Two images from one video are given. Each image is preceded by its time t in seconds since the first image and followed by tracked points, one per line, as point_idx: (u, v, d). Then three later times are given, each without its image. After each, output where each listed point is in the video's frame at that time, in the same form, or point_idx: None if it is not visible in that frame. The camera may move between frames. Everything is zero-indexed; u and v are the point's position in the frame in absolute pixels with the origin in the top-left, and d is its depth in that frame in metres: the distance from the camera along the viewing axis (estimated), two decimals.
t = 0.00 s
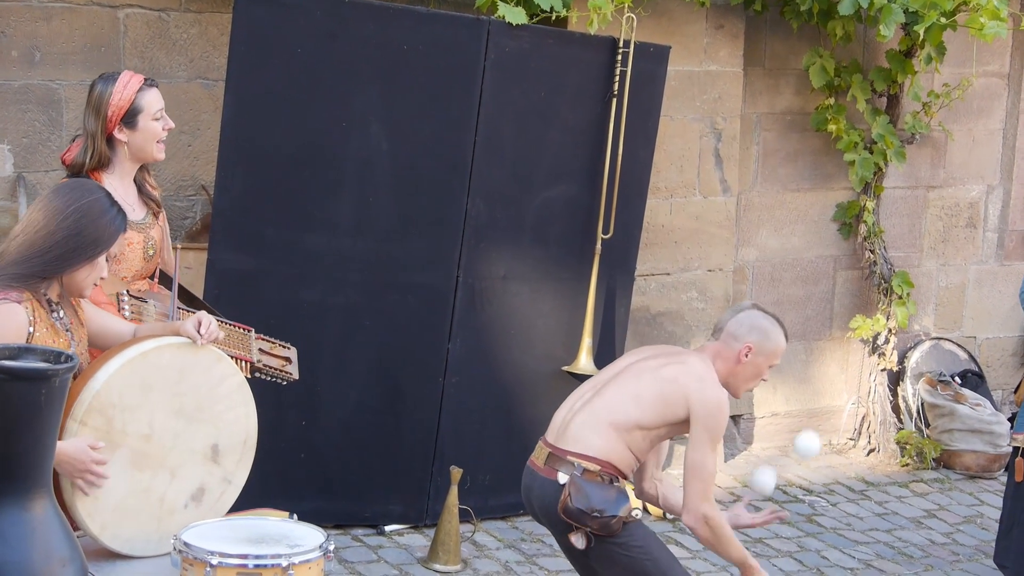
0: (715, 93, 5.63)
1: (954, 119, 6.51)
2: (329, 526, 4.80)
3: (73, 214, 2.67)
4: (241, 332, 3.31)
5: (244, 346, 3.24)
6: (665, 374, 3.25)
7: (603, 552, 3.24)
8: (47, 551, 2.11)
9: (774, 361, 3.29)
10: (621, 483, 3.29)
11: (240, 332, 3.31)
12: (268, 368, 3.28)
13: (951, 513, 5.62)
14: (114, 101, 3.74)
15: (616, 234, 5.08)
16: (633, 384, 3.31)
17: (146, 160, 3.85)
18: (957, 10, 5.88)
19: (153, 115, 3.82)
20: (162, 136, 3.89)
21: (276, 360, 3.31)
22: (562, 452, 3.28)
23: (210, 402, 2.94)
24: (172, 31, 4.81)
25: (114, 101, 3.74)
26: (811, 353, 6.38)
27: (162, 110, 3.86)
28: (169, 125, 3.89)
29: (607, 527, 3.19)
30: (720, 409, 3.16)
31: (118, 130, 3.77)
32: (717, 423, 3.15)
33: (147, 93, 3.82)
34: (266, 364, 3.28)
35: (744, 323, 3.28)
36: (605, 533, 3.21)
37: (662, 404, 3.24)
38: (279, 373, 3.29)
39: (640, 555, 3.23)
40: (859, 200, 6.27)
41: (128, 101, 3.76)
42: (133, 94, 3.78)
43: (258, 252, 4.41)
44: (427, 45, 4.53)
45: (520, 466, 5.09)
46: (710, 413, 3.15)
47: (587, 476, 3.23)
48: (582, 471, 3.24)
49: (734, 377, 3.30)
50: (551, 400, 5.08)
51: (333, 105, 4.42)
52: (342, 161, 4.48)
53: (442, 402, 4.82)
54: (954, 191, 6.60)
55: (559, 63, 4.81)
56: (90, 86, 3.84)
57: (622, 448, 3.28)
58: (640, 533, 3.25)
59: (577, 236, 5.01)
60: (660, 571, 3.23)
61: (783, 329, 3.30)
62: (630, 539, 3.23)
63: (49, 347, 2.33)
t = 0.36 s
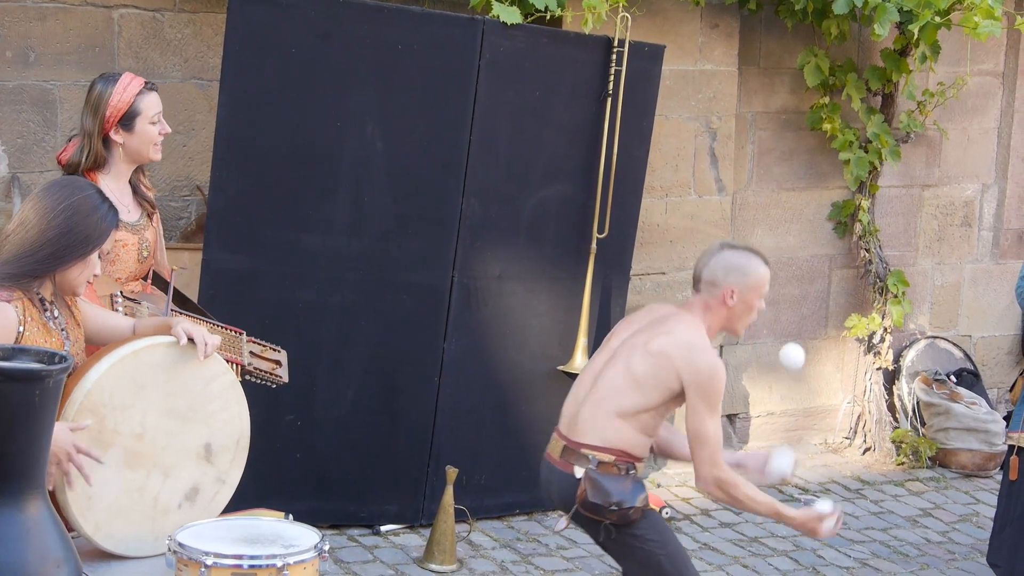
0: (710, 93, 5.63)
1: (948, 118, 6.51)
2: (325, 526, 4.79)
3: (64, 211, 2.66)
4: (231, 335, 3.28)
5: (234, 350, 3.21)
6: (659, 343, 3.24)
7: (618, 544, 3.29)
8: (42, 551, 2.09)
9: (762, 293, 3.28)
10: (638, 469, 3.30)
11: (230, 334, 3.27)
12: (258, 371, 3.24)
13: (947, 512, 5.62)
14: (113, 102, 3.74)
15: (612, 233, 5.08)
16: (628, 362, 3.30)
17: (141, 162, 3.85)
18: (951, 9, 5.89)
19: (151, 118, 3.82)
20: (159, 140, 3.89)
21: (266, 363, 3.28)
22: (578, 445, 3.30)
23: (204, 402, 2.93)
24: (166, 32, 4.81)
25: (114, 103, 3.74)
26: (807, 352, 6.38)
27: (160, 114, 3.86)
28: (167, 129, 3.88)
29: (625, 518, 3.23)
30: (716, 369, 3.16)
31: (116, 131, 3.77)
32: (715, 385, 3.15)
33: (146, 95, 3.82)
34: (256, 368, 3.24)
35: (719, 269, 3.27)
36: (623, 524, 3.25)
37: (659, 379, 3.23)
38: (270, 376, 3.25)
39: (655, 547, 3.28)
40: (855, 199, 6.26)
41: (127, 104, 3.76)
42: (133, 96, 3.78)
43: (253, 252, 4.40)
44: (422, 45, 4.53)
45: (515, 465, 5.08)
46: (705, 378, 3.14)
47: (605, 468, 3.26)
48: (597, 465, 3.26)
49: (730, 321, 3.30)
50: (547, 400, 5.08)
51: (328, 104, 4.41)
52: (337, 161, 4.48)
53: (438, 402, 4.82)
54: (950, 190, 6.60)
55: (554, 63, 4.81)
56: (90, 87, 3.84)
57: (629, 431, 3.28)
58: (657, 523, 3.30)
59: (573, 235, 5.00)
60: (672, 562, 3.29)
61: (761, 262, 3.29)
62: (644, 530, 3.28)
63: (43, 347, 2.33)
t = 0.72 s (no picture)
0: (711, 91, 5.63)
1: (950, 117, 6.51)
2: (325, 525, 4.80)
3: (61, 211, 2.66)
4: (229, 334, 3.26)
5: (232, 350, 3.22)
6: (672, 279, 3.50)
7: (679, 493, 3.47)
8: (42, 550, 2.10)
9: (743, 185, 3.50)
10: (716, 422, 3.42)
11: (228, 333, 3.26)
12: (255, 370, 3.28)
13: (948, 511, 5.62)
14: (123, 103, 3.73)
15: (612, 232, 5.08)
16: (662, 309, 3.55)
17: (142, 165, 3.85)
18: (952, 7, 5.88)
19: (158, 124, 3.81)
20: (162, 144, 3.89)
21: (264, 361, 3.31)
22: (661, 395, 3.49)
23: (207, 401, 2.94)
24: (167, 30, 4.80)
25: (123, 104, 3.73)
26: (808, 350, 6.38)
27: (167, 120, 3.86)
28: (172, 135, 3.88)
29: (688, 470, 3.40)
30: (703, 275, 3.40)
31: (122, 132, 3.76)
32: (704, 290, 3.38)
33: (157, 100, 3.82)
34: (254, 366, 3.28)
35: (697, 183, 3.57)
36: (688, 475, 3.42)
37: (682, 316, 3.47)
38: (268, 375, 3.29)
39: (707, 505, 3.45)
40: (856, 198, 6.26)
41: (137, 107, 3.76)
42: (143, 100, 3.77)
43: (254, 251, 4.40)
44: (423, 44, 4.53)
45: (516, 464, 5.09)
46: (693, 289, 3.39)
47: (678, 418, 3.42)
48: (671, 417, 3.42)
49: (730, 224, 3.52)
50: (548, 399, 5.08)
51: (329, 104, 4.41)
52: (338, 160, 4.47)
53: (439, 401, 4.82)
54: (951, 189, 6.60)
55: (555, 61, 4.81)
56: (100, 84, 3.83)
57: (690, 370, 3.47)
58: (722, 484, 3.46)
59: (573, 234, 5.00)
60: (713, 525, 3.45)
61: (727, 162, 3.55)
62: (702, 490, 3.45)
63: (44, 346, 2.34)
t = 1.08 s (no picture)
0: (702, 93, 5.63)
1: (940, 118, 6.52)
2: (317, 527, 4.79)
3: (42, 212, 2.66)
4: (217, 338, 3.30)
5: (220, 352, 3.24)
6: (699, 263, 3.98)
7: (760, 467, 3.86)
8: (32, 551, 2.13)
9: (749, 159, 3.95)
10: (787, 395, 3.83)
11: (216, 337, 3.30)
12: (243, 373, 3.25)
13: (939, 512, 5.63)
14: (117, 107, 3.73)
15: (604, 234, 5.08)
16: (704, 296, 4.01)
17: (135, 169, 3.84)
18: (943, 9, 5.90)
19: (152, 129, 3.81)
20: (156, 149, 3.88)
21: (251, 364, 3.28)
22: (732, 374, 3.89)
23: (198, 403, 2.93)
24: (158, 32, 4.80)
25: (117, 108, 3.73)
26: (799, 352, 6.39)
27: (162, 125, 3.85)
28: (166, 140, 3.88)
29: (768, 443, 3.79)
30: (721, 245, 3.83)
31: (115, 136, 3.75)
32: (721, 259, 3.80)
33: (152, 105, 3.82)
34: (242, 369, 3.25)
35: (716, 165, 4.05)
36: (767, 447, 3.81)
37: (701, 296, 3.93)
38: (254, 378, 3.26)
39: (784, 476, 3.83)
40: (847, 199, 6.27)
41: (131, 111, 3.75)
42: (137, 104, 3.77)
43: (244, 252, 4.39)
44: (415, 45, 4.53)
45: (507, 466, 5.09)
46: (707, 262, 3.82)
47: (751, 394, 3.83)
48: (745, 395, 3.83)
49: (747, 196, 3.95)
50: (539, 400, 5.08)
51: (320, 105, 4.41)
52: (329, 162, 4.47)
53: (430, 402, 4.82)
54: (941, 190, 6.61)
55: (546, 63, 4.81)
56: (95, 88, 3.83)
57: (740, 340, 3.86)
58: (796, 454, 3.85)
59: (565, 236, 5.00)
60: (790, 493, 3.84)
61: (733, 142, 4.01)
62: (780, 461, 3.83)
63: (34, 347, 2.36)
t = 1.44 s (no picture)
0: (688, 94, 5.65)
1: (925, 119, 6.55)
2: (303, 529, 4.78)
3: (22, 218, 2.66)
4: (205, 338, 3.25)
5: (210, 351, 3.23)
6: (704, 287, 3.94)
7: (791, 478, 3.85)
8: (17, 555, 2.19)
9: (752, 191, 3.79)
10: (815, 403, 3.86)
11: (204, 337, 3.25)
12: (233, 372, 3.26)
13: (925, 511, 5.64)
14: (89, 108, 3.68)
15: (589, 235, 5.08)
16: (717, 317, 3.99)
17: (120, 165, 3.79)
18: (927, 10, 5.92)
19: (128, 123, 3.76)
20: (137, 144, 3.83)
21: (240, 364, 3.30)
22: (759, 393, 3.92)
23: (182, 406, 2.92)
24: (143, 34, 4.79)
25: (87, 109, 3.68)
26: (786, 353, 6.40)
27: (137, 119, 3.80)
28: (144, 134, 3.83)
29: (802, 454, 3.79)
30: (717, 267, 3.77)
31: (90, 137, 3.70)
32: (719, 279, 3.76)
33: (124, 100, 3.77)
34: (231, 369, 3.26)
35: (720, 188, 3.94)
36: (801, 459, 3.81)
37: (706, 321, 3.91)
38: (243, 377, 3.27)
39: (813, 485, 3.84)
40: (832, 200, 6.28)
41: (101, 110, 3.70)
42: (107, 102, 3.71)
43: (230, 254, 4.38)
44: (401, 47, 4.53)
45: (494, 467, 5.09)
46: (706, 280, 3.78)
47: (781, 408, 3.85)
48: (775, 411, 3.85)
49: (744, 223, 3.84)
50: (526, 401, 5.08)
51: (304, 105, 4.40)
52: (314, 163, 4.47)
53: (417, 404, 4.82)
54: (926, 191, 6.64)
55: (532, 64, 4.81)
56: (65, 91, 3.77)
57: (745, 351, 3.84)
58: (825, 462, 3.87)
59: (550, 237, 5.01)
60: (817, 502, 3.86)
61: (738, 166, 3.84)
62: (812, 470, 3.84)
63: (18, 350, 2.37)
